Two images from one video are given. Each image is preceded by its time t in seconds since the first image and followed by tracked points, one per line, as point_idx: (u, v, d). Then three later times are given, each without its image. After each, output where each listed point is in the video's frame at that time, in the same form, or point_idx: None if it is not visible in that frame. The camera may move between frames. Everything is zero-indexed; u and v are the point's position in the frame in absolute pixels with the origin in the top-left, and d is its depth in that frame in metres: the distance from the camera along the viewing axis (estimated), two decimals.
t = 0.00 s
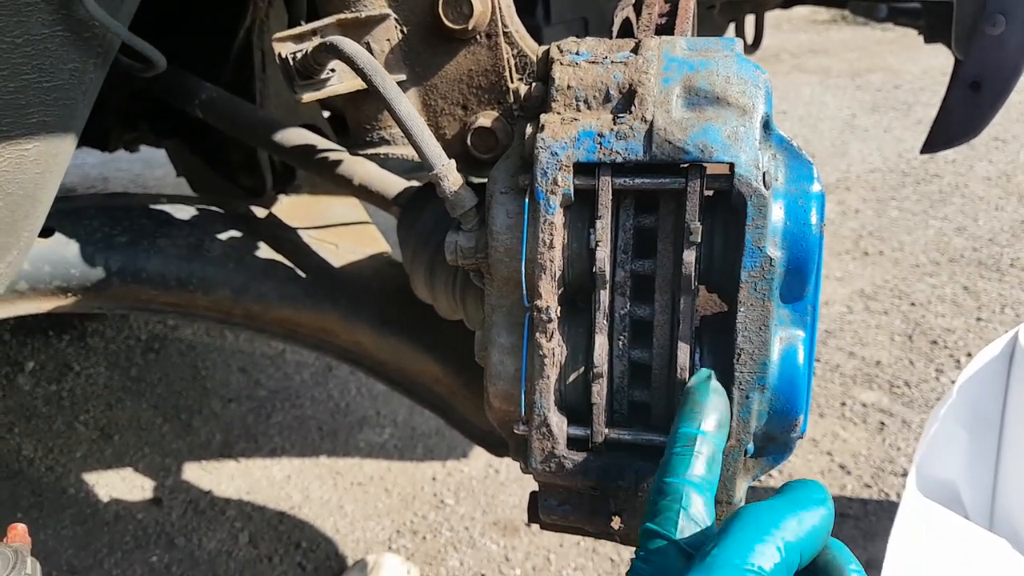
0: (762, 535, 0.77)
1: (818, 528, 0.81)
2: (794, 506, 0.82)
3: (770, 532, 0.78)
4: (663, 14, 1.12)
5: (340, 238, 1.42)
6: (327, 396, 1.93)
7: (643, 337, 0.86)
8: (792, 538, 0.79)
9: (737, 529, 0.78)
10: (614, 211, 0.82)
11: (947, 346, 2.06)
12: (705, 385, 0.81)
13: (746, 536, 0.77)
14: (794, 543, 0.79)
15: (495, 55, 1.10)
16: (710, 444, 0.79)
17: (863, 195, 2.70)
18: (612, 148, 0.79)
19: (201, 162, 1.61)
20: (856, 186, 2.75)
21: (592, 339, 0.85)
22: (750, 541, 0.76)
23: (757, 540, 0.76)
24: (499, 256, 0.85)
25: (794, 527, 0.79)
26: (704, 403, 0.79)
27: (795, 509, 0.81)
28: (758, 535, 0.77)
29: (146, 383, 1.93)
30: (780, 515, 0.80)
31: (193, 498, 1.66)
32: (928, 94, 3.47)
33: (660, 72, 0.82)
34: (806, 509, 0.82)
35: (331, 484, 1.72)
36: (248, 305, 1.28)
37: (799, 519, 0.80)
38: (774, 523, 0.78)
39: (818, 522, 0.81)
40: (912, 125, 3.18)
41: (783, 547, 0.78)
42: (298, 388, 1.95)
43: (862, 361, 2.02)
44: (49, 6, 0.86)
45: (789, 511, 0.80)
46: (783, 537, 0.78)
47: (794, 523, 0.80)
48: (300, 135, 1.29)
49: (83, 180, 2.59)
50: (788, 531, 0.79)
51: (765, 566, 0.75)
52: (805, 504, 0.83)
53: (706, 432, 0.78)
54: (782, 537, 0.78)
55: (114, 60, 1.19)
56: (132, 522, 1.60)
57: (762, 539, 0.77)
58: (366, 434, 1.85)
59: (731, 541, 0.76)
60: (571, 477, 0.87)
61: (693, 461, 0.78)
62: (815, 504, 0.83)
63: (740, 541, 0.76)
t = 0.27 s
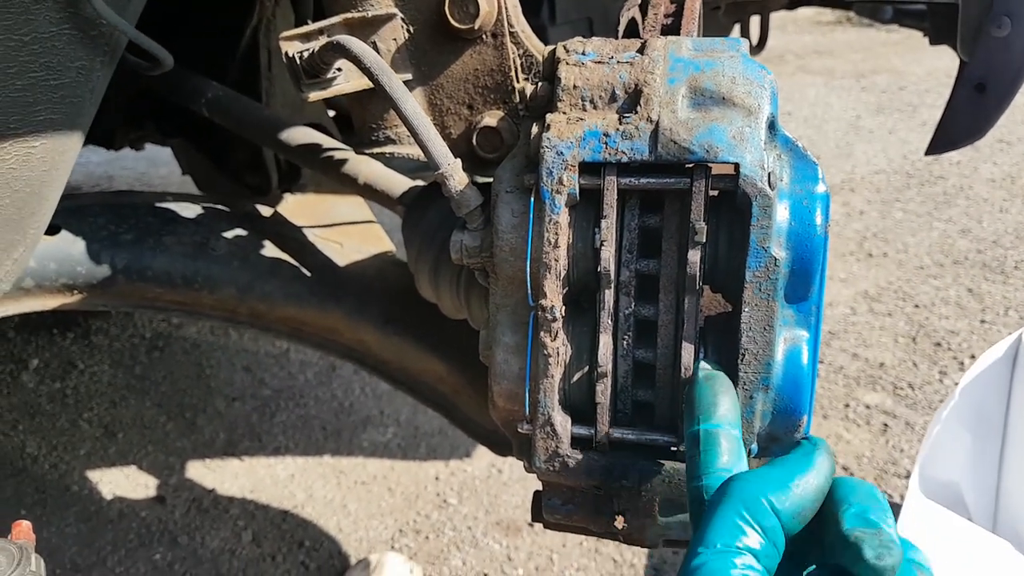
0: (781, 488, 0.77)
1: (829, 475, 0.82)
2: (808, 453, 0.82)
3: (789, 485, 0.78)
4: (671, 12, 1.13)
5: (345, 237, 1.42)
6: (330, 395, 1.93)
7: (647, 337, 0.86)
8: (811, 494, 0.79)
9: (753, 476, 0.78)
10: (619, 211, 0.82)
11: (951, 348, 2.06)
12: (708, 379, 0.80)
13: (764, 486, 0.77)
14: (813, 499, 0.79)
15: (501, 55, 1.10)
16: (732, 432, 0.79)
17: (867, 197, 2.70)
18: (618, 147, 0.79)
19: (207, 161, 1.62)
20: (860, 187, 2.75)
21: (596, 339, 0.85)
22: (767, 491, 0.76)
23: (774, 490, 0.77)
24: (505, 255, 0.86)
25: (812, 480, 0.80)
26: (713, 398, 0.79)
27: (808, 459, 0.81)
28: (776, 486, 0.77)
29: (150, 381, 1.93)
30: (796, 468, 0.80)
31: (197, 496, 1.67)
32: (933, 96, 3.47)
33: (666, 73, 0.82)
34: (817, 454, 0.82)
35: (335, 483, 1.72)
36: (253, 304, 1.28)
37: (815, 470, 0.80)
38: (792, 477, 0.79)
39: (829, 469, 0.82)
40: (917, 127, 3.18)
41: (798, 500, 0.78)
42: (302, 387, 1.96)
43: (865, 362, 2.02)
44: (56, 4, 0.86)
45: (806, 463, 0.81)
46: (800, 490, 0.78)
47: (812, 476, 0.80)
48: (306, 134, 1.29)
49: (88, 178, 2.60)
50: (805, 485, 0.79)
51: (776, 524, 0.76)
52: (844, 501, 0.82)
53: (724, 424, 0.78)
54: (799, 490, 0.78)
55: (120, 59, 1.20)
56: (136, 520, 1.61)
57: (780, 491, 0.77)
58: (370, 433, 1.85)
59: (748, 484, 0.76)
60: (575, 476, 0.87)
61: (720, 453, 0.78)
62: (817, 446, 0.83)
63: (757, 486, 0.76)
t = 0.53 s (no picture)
0: (741, 507, 0.77)
1: (794, 500, 0.81)
2: (773, 475, 0.81)
3: (750, 506, 0.78)
4: (663, 19, 1.16)
5: (343, 243, 1.42)
6: (331, 400, 1.94)
7: (643, 343, 0.87)
8: (771, 516, 0.78)
9: (717, 490, 0.78)
10: (614, 218, 0.83)
11: (951, 349, 2.06)
12: (701, 382, 0.80)
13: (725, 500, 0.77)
14: (773, 522, 0.79)
15: (496, 61, 1.10)
16: (719, 439, 0.79)
17: (866, 198, 2.70)
18: (612, 155, 0.79)
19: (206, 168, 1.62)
20: (860, 188, 2.75)
21: (593, 345, 0.85)
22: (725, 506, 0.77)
23: (735, 508, 0.77)
24: (501, 263, 0.86)
25: (776, 503, 0.79)
26: (706, 401, 0.78)
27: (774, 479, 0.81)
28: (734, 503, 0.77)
29: (150, 387, 1.94)
30: (760, 488, 0.80)
31: (197, 502, 1.67)
32: (931, 97, 3.47)
33: (660, 80, 0.82)
34: (782, 476, 0.81)
35: (335, 487, 1.73)
36: (252, 310, 1.29)
37: (779, 493, 0.80)
38: (753, 497, 0.78)
39: (794, 492, 0.81)
40: (916, 127, 3.18)
41: (758, 521, 0.78)
42: (302, 392, 1.96)
43: (865, 364, 2.02)
44: (52, 13, 0.86)
45: (771, 484, 0.80)
46: (761, 512, 0.78)
47: (776, 498, 0.79)
48: (303, 140, 1.30)
49: (88, 184, 2.60)
50: (767, 506, 0.78)
51: (734, 541, 0.77)
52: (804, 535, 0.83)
53: (711, 429, 0.78)
54: (760, 512, 0.78)
55: (117, 68, 1.20)
56: (136, 526, 1.61)
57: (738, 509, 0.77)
58: (370, 438, 1.85)
59: (706, 499, 0.77)
60: (573, 482, 0.88)
61: (703, 460, 0.79)
62: (784, 468, 0.82)
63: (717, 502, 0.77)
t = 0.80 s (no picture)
0: (746, 502, 0.74)
1: (797, 498, 0.78)
2: (777, 472, 0.79)
3: (755, 501, 0.75)
4: (668, 19, 1.16)
5: (346, 243, 1.42)
6: (333, 400, 1.93)
7: (648, 343, 0.86)
8: (776, 513, 0.76)
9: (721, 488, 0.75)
10: (619, 217, 0.82)
11: (955, 350, 2.06)
12: (706, 384, 0.80)
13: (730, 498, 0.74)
14: (777, 520, 0.76)
15: (501, 61, 1.10)
16: (724, 440, 0.77)
17: (870, 198, 2.69)
18: (618, 154, 0.79)
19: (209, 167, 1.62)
20: (863, 189, 2.75)
21: (598, 345, 0.85)
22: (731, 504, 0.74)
23: (741, 502, 0.74)
24: (505, 262, 0.85)
25: (779, 500, 0.77)
26: (711, 403, 0.78)
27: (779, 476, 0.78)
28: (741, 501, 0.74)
29: (153, 387, 1.93)
30: (763, 486, 0.77)
31: (200, 502, 1.67)
32: (935, 98, 3.47)
33: (666, 79, 0.82)
34: (786, 474, 0.79)
35: (337, 488, 1.72)
36: (255, 310, 1.28)
37: (783, 489, 0.77)
38: (759, 493, 0.75)
39: (798, 491, 0.78)
40: (920, 128, 3.18)
41: (763, 518, 0.75)
42: (304, 392, 1.95)
43: (869, 365, 2.01)
44: (57, 11, 0.86)
45: (775, 480, 0.77)
46: (766, 508, 0.75)
47: (781, 494, 0.77)
48: (307, 140, 1.30)
49: (91, 184, 2.60)
50: (772, 503, 0.76)
51: (740, 538, 0.73)
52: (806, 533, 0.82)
53: (716, 429, 0.77)
54: (765, 508, 0.75)
55: (121, 66, 1.20)
56: (139, 526, 1.61)
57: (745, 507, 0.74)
58: (373, 438, 1.85)
59: (713, 495, 0.73)
60: (577, 483, 0.87)
61: (707, 459, 0.76)
62: (787, 466, 0.80)
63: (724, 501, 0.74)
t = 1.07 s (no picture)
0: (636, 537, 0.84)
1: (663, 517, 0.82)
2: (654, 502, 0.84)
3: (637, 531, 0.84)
4: (668, 21, 1.17)
5: (347, 245, 1.42)
6: (334, 401, 1.93)
7: (649, 344, 0.86)
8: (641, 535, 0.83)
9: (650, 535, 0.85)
10: (620, 219, 0.82)
11: (956, 351, 2.06)
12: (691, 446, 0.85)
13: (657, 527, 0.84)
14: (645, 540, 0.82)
15: (501, 63, 1.10)
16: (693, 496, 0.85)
17: (871, 199, 2.69)
18: (618, 156, 0.79)
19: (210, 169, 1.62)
20: (864, 190, 2.74)
21: (598, 347, 0.85)
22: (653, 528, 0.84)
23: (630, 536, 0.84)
24: (506, 264, 0.85)
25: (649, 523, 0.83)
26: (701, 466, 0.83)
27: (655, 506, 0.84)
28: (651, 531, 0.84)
29: (154, 388, 1.94)
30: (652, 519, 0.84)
31: (201, 503, 1.67)
32: (936, 98, 3.47)
33: (665, 81, 0.82)
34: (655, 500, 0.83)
35: (338, 488, 1.73)
36: (256, 312, 1.28)
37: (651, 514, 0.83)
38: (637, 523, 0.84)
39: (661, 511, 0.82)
40: (920, 129, 3.18)
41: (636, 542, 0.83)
42: (305, 393, 1.95)
43: (870, 366, 2.01)
44: (59, 14, 0.86)
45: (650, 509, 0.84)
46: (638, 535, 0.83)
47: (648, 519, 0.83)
48: (308, 142, 1.30)
49: (92, 185, 2.60)
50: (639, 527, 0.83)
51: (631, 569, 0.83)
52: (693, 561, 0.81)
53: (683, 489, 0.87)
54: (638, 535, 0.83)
55: (122, 68, 1.20)
56: (140, 527, 1.61)
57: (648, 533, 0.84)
58: (373, 439, 1.85)
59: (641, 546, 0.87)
60: (578, 484, 0.87)
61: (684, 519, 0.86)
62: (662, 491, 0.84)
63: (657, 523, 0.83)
